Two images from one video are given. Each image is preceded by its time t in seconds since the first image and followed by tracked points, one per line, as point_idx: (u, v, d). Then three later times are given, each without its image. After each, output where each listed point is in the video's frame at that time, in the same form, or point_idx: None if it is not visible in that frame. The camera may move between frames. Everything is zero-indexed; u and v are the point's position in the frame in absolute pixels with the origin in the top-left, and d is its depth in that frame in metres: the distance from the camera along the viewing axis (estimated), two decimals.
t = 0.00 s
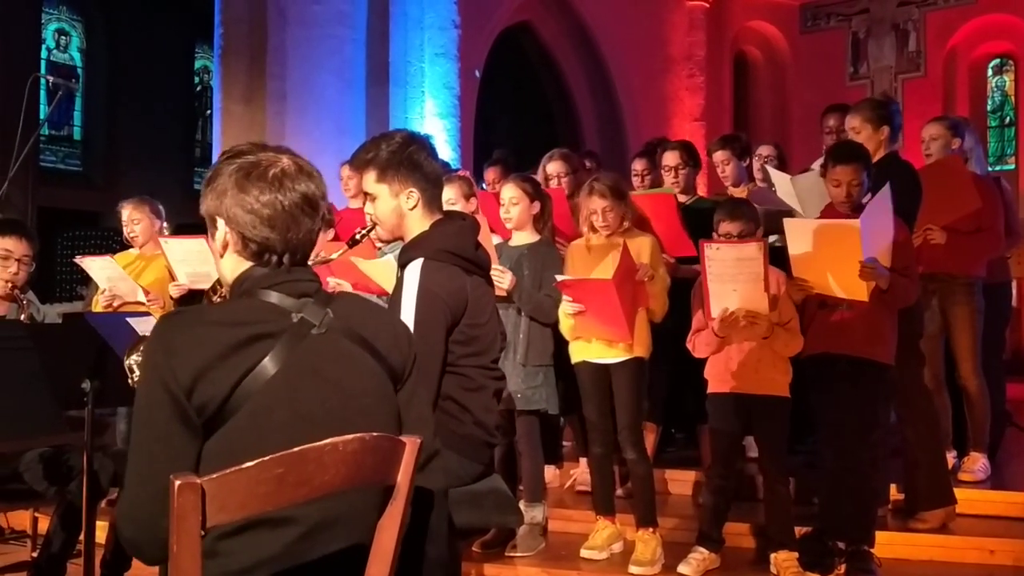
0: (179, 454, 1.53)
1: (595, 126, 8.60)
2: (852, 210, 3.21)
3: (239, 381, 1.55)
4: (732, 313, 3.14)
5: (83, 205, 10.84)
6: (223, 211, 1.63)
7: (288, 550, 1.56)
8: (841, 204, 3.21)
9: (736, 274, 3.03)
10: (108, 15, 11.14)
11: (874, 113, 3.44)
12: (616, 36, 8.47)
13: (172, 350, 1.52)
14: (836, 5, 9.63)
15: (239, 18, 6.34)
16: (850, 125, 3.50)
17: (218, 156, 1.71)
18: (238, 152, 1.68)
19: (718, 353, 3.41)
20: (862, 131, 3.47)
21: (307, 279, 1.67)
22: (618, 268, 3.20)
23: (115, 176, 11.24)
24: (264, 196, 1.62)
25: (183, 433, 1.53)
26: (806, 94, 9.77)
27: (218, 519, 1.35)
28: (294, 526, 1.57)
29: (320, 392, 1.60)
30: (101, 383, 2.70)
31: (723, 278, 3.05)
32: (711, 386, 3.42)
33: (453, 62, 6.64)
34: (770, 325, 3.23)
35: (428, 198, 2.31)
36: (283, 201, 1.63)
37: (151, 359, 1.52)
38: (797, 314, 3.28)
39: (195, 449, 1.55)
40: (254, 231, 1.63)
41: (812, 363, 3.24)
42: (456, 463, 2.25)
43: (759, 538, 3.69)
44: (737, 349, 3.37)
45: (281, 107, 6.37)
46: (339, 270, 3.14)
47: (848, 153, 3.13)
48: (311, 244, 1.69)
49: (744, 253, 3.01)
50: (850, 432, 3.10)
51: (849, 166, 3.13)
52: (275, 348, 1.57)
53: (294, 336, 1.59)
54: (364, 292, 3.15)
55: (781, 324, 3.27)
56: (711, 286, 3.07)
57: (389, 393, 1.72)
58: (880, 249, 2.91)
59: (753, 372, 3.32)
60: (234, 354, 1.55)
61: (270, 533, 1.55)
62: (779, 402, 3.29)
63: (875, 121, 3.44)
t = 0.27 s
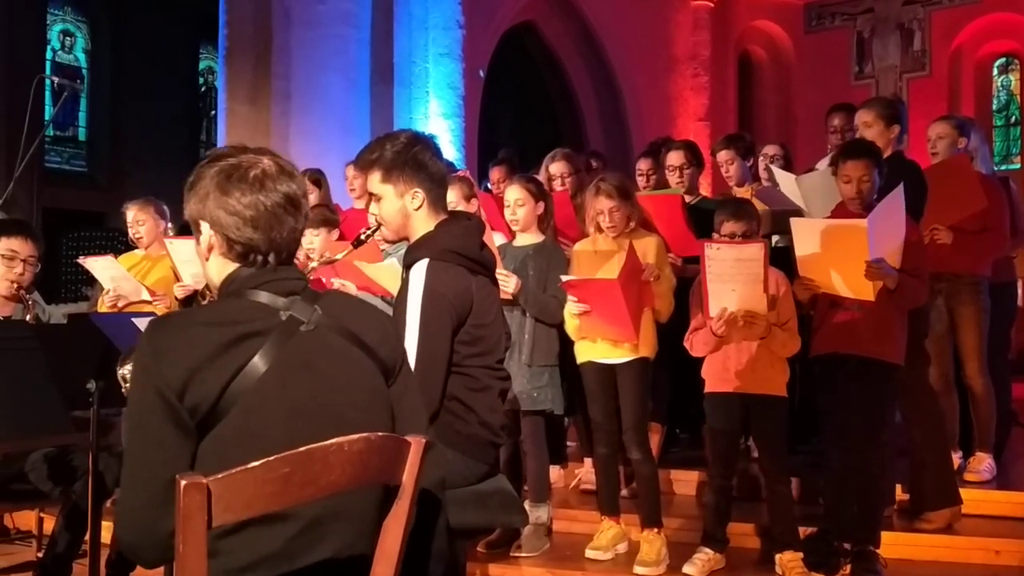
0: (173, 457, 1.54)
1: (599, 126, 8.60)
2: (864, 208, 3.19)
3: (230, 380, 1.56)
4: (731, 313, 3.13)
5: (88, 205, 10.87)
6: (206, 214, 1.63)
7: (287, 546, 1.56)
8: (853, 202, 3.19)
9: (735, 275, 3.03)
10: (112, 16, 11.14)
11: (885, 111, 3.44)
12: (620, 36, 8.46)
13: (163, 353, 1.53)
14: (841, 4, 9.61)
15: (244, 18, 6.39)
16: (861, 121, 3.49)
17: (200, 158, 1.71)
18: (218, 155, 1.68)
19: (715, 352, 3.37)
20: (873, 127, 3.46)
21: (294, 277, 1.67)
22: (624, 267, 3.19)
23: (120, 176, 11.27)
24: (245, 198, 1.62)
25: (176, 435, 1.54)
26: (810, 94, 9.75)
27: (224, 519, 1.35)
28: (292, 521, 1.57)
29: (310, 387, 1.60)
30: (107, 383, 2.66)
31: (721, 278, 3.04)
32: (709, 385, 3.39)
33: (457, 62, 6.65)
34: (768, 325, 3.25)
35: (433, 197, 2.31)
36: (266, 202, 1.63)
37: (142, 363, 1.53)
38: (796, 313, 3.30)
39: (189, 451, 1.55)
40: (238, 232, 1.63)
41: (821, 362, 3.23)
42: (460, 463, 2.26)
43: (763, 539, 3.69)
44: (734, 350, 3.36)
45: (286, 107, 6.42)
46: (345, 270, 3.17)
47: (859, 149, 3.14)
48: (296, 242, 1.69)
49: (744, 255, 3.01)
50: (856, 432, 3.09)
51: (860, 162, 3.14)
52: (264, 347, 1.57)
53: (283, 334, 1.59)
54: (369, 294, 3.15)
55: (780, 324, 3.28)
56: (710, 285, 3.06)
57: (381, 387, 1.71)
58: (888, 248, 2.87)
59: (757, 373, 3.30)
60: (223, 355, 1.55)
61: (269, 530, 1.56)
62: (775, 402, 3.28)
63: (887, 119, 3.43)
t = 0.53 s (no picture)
0: (162, 461, 1.55)
1: (603, 126, 8.61)
2: (873, 208, 3.19)
3: (213, 382, 1.56)
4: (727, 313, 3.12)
5: (92, 207, 10.88)
6: (183, 219, 1.64)
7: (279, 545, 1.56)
8: (861, 202, 3.18)
9: (736, 275, 3.02)
10: (117, 16, 11.14)
11: (890, 111, 3.44)
12: (625, 37, 8.46)
13: (146, 358, 1.54)
14: (845, 4, 9.60)
15: (248, 20, 6.39)
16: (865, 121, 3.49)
17: (178, 166, 1.72)
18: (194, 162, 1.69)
19: (710, 353, 3.35)
20: (879, 126, 3.45)
21: (274, 278, 1.68)
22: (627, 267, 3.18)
23: (124, 177, 11.28)
24: (221, 203, 1.63)
25: (162, 439, 1.55)
26: (814, 94, 9.73)
27: (228, 520, 1.35)
28: (287, 519, 1.57)
29: (295, 384, 1.60)
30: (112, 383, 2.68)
31: (721, 278, 3.04)
32: (703, 386, 3.39)
33: (460, 63, 6.59)
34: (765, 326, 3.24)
35: (437, 199, 2.31)
36: (241, 206, 1.64)
37: (127, 371, 1.54)
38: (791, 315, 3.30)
39: (177, 456, 1.57)
40: (216, 236, 1.63)
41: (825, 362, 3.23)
42: (463, 464, 2.26)
43: (767, 539, 3.68)
44: (730, 352, 3.33)
45: (290, 108, 6.48)
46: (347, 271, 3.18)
47: (866, 148, 3.14)
48: (275, 244, 1.69)
49: (745, 256, 3.01)
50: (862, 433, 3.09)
51: (867, 160, 3.13)
52: (246, 347, 1.57)
53: (265, 334, 1.59)
54: (372, 294, 3.16)
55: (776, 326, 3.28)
56: (709, 285, 3.06)
57: (366, 382, 1.71)
58: (894, 250, 2.84)
59: (760, 374, 3.29)
60: (206, 357, 1.56)
61: (260, 528, 1.56)
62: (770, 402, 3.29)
63: (892, 119, 3.44)
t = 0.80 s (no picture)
0: (153, 469, 1.55)
1: (605, 127, 8.61)
2: (875, 208, 3.20)
3: (199, 387, 1.57)
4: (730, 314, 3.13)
5: (95, 208, 10.90)
6: (160, 228, 1.64)
7: (275, 543, 1.57)
8: (863, 202, 3.19)
9: (740, 277, 3.02)
10: (118, 18, 11.16)
11: (891, 111, 3.44)
12: (626, 37, 8.45)
13: (130, 367, 1.55)
14: (847, 4, 9.57)
15: (249, 21, 6.46)
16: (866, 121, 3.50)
17: (153, 175, 1.72)
18: (169, 171, 1.69)
19: (712, 353, 3.35)
20: (880, 127, 3.45)
21: (255, 282, 1.69)
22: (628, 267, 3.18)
23: (127, 179, 11.30)
24: (197, 210, 1.63)
25: (150, 447, 1.55)
26: (816, 94, 9.71)
27: (230, 520, 1.35)
28: (280, 520, 1.58)
29: (281, 382, 1.59)
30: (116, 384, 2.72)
31: (726, 280, 3.03)
32: (704, 387, 3.39)
33: (462, 63, 6.65)
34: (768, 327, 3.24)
35: (438, 200, 2.31)
36: (217, 212, 1.64)
37: (113, 381, 1.55)
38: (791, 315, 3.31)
39: (167, 463, 1.57)
40: (193, 243, 1.63)
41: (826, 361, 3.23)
42: (465, 464, 2.26)
43: (769, 540, 3.68)
44: (732, 351, 3.33)
45: (292, 108, 6.45)
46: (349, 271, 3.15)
47: (868, 148, 3.13)
48: (253, 248, 1.70)
49: (751, 257, 3.00)
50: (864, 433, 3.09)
51: (869, 160, 3.12)
52: (230, 349, 1.58)
53: (248, 336, 1.60)
54: (374, 294, 3.17)
55: (777, 326, 3.29)
56: (714, 286, 3.06)
57: (354, 380, 1.69)
58: (896, 253, 2.82)
59: (762, 375, 3.29)
60: (191, 361, 1.57)
61: (257, 528, 1.57)
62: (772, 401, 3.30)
63: (893, 119, 3.43)
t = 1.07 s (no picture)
0: (152, 471, 1.54)
1: (605, 126, 8.61)
2: (869, 208, 3.19)
3: (196, 387, 1.56)
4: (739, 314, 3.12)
5: (96, 208, 10.91)
6: (153, 231, 1.64)
7: (275, 542, 1.57)
8: (858, 201, 3.19)
9: (745, 276, 3.02)
10: (119, 18, 11.17)
11: (890, 111, 3.43)
12: (627, 36, 8.45)
13: (127, 369, 1.53)
14: (848, 4, 9.57)
15: (249, 22, 6.47)
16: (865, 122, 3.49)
17: (146, 176, 1.72)
18: (161, 173, 1.69)
19: (722, 354, 3.35)
20: (877, 129, 3.45)
21: (251, 282, 1.68)
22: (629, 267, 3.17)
23: (128, 179, 11.31)
24: (189, 213, 1.63)
25: (148, 448, 1.54)
26: (817, 93, 9.70)
27: (231, 520, 1.35)
28: (280, 519, 1.58)
29: (279, 382, 1.60)
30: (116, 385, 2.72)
31: (731, 280, 3.04)
32: (715, 387, 3.37)
33: (462, 63, 6.59)
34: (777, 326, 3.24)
35: (439, 200, 2.31)
36: (209, 214, 1.64)
37: (110, 383, 1.53)
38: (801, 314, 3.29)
39: (165, 464, 1.56)
40: (186, 246, 1.63)
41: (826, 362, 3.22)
42: (466, 464, 2.26)
43: (771, 540, 3.68)
44: (742, 351, 3.34)
45: (292, 108, 6.49)
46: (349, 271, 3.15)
47: (864, 148, 3.13)
48: (247, 249, 1.69)
49: (755, 257, 3.01)
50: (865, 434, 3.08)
51: (865, 160, 3.13)
52: (227, 350, 1.58)
53: (244, 335, 1.60)
54: (374, 294, 3.18)
55: (787, 325, 3.27)
56: (720, 287, 3.06)
57: (350, 378, 1.69)
58: (891, 253, 2.85)
59: (764, 374, 3.29)
60: (188, 362, 1.56)
61: (257, 528, 1.57)
62: (781, 400, 3.29)
63: (892, 120, 3.43)
